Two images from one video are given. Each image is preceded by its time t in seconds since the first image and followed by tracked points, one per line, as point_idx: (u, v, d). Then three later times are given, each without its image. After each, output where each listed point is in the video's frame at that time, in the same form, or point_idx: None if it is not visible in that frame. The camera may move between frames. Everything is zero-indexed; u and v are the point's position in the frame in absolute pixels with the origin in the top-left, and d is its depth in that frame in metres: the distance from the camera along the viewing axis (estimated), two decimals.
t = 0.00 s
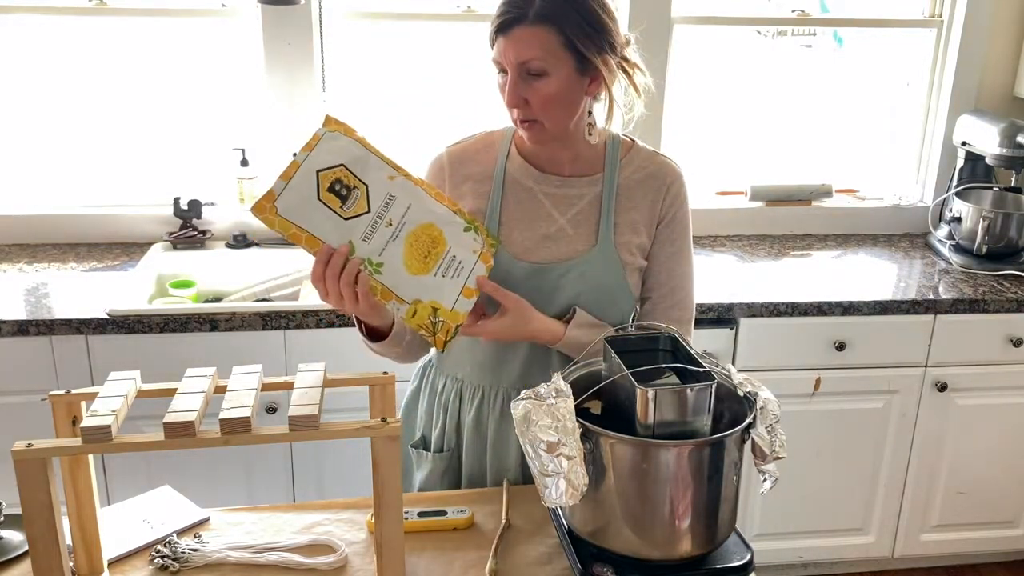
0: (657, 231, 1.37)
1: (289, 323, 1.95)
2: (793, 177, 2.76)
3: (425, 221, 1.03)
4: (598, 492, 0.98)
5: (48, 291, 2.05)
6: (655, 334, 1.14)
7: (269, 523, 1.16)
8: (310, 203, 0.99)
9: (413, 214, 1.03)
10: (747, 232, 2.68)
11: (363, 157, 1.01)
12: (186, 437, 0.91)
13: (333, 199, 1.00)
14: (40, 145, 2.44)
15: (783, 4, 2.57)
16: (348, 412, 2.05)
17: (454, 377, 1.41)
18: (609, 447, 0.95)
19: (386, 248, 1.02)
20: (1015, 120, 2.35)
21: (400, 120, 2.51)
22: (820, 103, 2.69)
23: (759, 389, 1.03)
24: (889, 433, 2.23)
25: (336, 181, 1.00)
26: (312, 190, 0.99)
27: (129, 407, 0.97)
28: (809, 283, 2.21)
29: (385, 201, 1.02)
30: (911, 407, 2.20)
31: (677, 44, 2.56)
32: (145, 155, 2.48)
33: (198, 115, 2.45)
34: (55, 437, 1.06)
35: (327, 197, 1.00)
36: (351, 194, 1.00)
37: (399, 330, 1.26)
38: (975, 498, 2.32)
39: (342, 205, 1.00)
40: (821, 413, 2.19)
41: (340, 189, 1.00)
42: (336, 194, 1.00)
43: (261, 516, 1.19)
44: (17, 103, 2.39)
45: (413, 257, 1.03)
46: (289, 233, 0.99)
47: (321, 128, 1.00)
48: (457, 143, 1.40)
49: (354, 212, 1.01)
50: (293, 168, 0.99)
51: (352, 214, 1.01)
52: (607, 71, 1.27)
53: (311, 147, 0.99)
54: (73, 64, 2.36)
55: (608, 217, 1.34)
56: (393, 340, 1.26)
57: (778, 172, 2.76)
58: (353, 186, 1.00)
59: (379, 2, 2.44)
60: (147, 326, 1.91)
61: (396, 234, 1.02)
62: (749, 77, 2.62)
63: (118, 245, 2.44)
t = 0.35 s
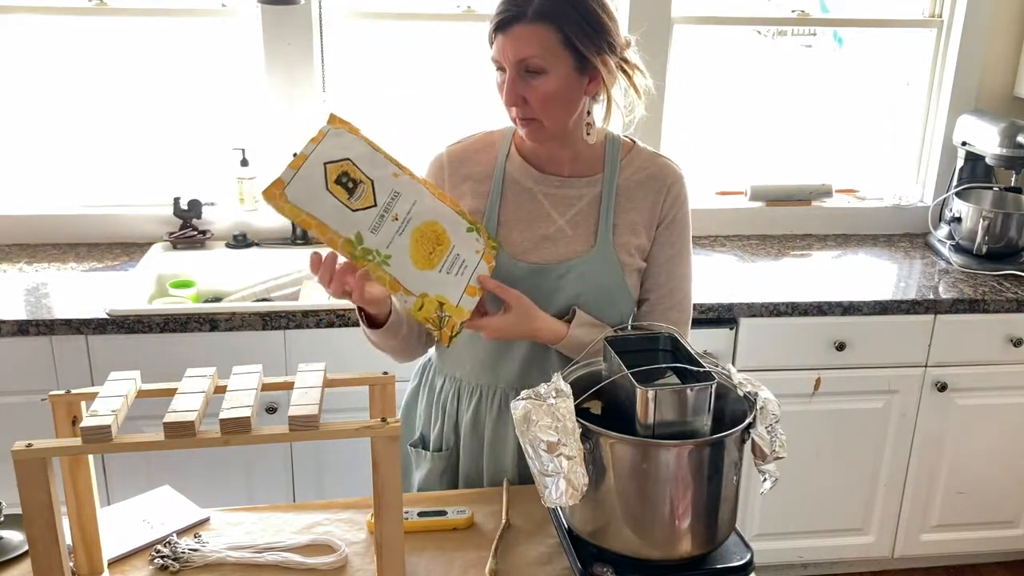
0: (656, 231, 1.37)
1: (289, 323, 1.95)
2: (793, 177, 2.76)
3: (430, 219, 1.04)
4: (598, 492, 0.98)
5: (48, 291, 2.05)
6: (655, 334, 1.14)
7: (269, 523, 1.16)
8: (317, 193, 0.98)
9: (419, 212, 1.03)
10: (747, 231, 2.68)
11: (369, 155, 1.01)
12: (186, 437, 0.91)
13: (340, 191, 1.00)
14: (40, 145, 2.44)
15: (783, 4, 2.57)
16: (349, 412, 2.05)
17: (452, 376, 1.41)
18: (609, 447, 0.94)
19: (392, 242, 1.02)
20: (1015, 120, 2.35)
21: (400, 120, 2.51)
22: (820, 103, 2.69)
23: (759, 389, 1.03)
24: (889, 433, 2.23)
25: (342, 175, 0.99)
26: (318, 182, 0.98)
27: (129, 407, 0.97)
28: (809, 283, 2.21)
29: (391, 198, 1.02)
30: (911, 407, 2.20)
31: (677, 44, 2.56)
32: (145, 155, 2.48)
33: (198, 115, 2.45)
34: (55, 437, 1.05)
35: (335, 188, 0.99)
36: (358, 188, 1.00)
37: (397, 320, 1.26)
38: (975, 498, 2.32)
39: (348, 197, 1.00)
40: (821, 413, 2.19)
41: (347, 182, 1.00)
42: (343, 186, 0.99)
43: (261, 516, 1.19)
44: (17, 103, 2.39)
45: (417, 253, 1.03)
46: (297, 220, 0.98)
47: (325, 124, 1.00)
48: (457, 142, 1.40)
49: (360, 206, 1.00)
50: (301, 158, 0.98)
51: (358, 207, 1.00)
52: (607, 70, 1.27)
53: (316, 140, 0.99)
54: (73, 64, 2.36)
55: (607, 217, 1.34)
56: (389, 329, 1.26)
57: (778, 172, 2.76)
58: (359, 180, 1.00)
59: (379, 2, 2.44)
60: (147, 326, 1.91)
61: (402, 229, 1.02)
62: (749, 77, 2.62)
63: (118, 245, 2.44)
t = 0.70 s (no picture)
0: (654, 233, 1.37)
1: (289, 323, 1.95)
2: (793, 176, 2.76)
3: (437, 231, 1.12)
4: (598, 492, 0.98)
5: (48, 291, 2.05)
6: (655, 334, 1.13)
7: (269, 523, 1.16)
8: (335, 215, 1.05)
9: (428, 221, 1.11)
10: (747, 232, 2.68)
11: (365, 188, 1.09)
12: (186, 437, 0.91)
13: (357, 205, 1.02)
14: (40, 145, 2.44)
15: (783, 4, 2.57)
16: (348, 412, 2.05)
17: (448, 375, 1.41)
18: (609, 447, 0.95)
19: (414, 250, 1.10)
20: (1015, 120, 2.35)
21: (400, 120, 2.51)
22: (820, 103, 2.69)
23: (759, 389, 1.03)
24: (889, 433, 2.22)
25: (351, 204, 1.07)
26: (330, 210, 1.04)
27: (129, 407, 0.97)
28: (809, 283, 2.21)
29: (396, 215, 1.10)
30: (911, 407, 2.20)
31: (676, 44, 2.56)
32: (145, 155, 2.47)
33: (198, 115, 2.44)
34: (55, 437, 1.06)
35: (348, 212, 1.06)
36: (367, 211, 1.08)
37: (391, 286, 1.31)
38: (975, 498, 2.32)
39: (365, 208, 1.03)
40: (821, 413, 2.19)
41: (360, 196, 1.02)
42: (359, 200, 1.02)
43: (261, 516, 1.18)
44: (17, 103, 2.39)
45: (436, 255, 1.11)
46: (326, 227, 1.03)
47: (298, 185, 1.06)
48: (456, 142, 1.40)
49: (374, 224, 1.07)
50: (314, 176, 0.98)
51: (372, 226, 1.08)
52: (610, 67, 1.27)
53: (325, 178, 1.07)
54: (73, 64, 2.36)
55: (604, 217, 1.34)
56: (382, 293, 1.30)
57: (778, 172, 2.76)
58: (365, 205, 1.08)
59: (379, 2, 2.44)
60: (147, 326, 1.91)
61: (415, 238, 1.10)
62: (749, 77, 2.62)
63: (118, 245, 2.44)
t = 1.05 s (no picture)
0: (654, 234, 1.37)
1: (289, 323, 1.95)
2: (793, 176, 2.76)
3: (444, 269, 1.03)
4: (598, 492, 0.98)
5: (48, 291, 2.05)
6: (655, 334, 1.13)
7: (269, 523, 1.16)
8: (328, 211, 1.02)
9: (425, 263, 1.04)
10: (747, 232, 2.68)
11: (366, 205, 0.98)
12: (186, 437, 0.91)
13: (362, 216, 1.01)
14: (40, 145, 2.44)
15: (783, 4, 2.57)
16: (348, 412, 2.05)
17: (448, 373, 1.41)
18: (609, 447, 0.95)
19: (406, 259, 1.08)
20: (1015, 120, 2.35)
21: (400, 120, 2.51)
22: (820, 103, 2.69)
23: (759, 389, 1.03)
24: (890, 433, 2.22)
25: (353, 210, 1.00)
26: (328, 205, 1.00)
27: (129, 407, 0.97)
28: (809, 283, 2.21)
29: (401, 238, 1.01)
30: (911, 407, 2.20)
31: (676, 44, 2.56)
32: (145, 154, 2.47)
33: (198, 115, 2.44)
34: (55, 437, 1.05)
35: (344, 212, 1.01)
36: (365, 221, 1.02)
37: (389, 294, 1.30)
38: (975, 498, 2.32)
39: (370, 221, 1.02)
40: (822, 413, 2.19)
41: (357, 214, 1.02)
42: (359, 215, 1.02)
43: (261, 516, 1.18)
44: (17, 103, 2.39)
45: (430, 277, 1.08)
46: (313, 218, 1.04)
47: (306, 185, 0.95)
48: (457, 142, 1.40)
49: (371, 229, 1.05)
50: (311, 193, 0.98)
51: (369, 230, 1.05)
52: (610, 66, 1.28)
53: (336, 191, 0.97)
54: (72, 64, 2.36)
55: (604, 217, 1.34)
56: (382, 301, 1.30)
57: (778, 172, 2.75)
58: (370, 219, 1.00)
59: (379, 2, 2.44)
60: (147, 326, 1.91)
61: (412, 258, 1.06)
62: (749, 78, 2.62)
63: (118, 245, 2.44)
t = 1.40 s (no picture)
0: (654, 231, 1.37)
1: (289, 323, 1.95)
2: (793, 176, 2.76)
3: (449, 269, 1.02)
4: (598, 492, 0.98)
5: (48, 291, 2.05)
6: (655, 334, 1.13)
7: (269, 523, 1.16)
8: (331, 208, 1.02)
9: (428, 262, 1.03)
10: (747, 232, 2.68)
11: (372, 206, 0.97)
12: (186, 437, 0.91)
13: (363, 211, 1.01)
14: (40, 145, 2.44)
15: (783, 4, 2.57)
16: (348, 412, 2.05)
17: (451, 372, 1.41)
18: (609, 448, 0.95)
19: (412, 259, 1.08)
20: (1015, 120, 2.35)
21: (400, 120, 2.51)
22: (820, 103, 2.69)
23: (759, 389, 1.03)
24: (890, 433, 2.22)
25: (357, 207, 1.00)
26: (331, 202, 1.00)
27: (129, 407, 0.97)
28: (809, 283, 2.21)
29: (406, 237, 1.01)
30: (911, 407, 2.20)
31: (676, 44, 2.56)
32: (145, 155, 2.47)
33: (198, 115, 2.44)
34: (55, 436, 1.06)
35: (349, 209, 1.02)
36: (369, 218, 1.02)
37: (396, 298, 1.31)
38: (975, 498, 2.32)
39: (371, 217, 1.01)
40: (822, 413, 2.19)
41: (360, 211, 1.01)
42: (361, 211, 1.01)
43: (261, 517, 1.18)
44: (18, 103, 2.39)
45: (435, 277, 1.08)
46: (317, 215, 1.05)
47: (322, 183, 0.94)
48: (456, 140, 1.40)
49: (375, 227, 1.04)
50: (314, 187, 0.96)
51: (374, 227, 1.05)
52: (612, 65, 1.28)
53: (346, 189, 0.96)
54: (72, 64, 2.36)
55: (605, 213, 1.34)
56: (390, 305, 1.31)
57: (778, 171, 2.75)
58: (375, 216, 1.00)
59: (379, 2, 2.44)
60: (147, 326, 1.91)
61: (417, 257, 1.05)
62: (749, 78, 2.62)
63: (118, 245, 2.44)
